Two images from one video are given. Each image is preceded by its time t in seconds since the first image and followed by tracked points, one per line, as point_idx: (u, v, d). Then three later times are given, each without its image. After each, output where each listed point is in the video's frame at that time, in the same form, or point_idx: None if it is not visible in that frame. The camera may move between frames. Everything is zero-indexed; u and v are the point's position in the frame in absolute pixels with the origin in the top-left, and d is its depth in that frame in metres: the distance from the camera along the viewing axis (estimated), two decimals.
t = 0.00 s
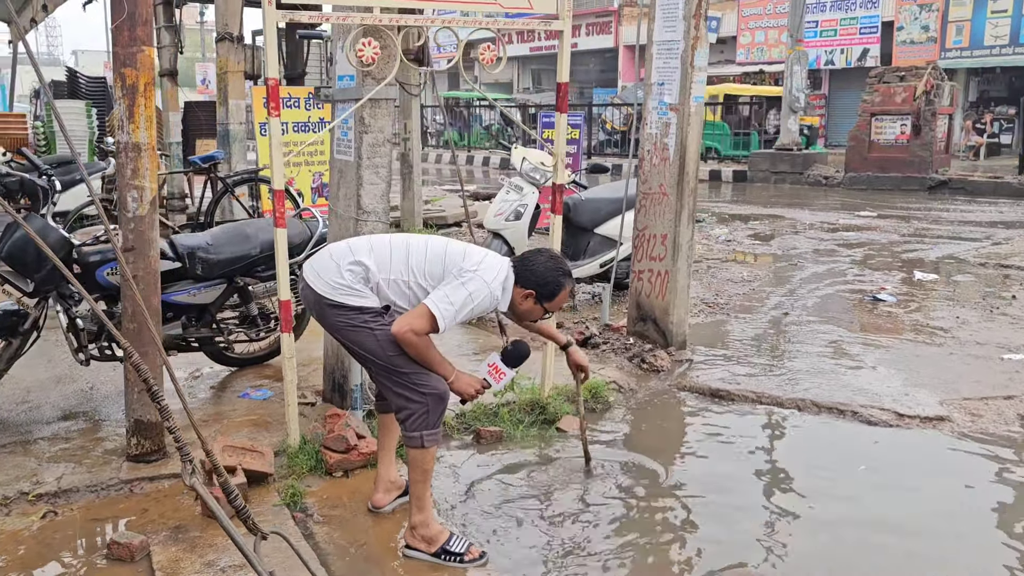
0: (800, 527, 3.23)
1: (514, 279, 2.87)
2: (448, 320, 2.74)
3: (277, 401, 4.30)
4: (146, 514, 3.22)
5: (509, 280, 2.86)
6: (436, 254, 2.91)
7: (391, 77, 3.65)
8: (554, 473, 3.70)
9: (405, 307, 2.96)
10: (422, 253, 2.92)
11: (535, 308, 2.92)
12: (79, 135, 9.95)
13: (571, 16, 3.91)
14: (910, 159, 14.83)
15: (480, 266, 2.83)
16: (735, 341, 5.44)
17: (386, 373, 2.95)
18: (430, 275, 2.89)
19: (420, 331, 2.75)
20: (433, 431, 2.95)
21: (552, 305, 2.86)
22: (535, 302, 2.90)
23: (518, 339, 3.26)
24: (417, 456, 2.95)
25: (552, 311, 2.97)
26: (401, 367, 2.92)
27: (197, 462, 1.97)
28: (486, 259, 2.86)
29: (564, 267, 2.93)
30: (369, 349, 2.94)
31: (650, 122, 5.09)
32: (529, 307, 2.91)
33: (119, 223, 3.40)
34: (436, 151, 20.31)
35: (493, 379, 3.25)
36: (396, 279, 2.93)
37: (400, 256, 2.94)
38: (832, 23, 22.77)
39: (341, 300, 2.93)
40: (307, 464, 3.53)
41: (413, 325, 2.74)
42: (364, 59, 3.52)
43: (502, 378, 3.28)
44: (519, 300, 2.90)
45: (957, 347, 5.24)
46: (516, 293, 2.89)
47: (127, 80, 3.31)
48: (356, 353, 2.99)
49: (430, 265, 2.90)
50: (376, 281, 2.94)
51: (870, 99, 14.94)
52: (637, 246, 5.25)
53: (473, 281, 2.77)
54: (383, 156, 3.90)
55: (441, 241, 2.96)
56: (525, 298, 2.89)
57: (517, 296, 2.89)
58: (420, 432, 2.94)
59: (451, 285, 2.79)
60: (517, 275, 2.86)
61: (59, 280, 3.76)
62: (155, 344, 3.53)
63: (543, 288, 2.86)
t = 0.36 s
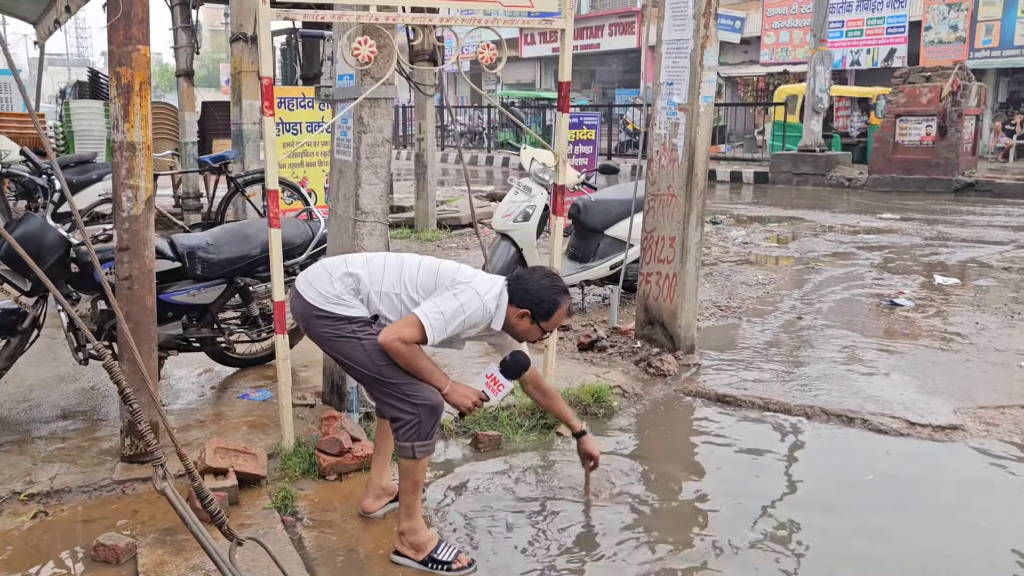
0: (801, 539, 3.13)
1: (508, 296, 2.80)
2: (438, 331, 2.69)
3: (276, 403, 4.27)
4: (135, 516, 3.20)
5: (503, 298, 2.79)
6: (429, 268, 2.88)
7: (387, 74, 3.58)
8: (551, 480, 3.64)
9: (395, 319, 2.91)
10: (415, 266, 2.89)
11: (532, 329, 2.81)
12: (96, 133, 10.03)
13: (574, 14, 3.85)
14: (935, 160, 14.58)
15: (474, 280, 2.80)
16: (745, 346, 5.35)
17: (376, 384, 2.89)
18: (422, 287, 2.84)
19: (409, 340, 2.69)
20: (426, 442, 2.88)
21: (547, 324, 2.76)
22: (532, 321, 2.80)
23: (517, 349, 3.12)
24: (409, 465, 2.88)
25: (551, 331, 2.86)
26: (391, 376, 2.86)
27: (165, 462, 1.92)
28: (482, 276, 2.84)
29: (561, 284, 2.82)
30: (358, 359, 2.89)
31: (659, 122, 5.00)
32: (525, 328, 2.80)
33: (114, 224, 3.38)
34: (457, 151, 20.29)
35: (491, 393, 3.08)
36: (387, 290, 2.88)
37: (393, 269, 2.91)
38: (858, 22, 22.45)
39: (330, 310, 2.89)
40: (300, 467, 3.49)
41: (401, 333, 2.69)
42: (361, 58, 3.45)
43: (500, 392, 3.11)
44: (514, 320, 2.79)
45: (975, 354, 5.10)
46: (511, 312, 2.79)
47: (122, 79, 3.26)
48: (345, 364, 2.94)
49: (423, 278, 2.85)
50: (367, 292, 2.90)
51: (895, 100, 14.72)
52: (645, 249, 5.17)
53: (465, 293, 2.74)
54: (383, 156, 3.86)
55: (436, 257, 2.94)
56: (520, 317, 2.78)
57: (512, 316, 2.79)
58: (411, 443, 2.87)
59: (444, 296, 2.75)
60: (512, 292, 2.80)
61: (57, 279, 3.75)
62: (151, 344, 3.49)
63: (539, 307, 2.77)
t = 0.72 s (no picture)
0: (807, 542, 3.06)
1: (512, 292, 2.71)
2: (435, 330, 2.62)
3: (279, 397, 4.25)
4: (132, 511, 3.17)
5: (506, 293, 2.70)
6: (430, 264, 2.81)
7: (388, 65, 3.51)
8: (555, 478, 3.58)
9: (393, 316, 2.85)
10: (416, 261, 2.82)
11: (537, 325, 2.74)
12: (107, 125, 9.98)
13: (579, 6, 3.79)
14: (955, 156, 14.38)
15: (474, 276, 2.72)
16: (755, 343, 5.27)
17: (373, 382, 2.85)
18: (420, 284, 2.77)
19: (405, 339, 2.64)
20: (424, 441, 2.83)
21: (552, 321, 2.68)
22: (537, 317, 2.72)
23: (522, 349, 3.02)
24: (406, 464, 2.84)
25: (558, 328, 2.79)
26: (388, 374, 2.81)
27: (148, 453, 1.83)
28: (484, 271, 2.74)
29: (568, 280, 2.73)
30: (355, 357, 2.85)
31: (668, 116, 4.93)
32: (530, 323, 2.75)
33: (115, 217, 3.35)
34: (471, 146, 20.24)
35: (494, 391, 3.04)
36: (385, 286, 2.82)
37: (392, 264, 2.85)
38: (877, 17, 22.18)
39: (327, 306, 2.85)
40: (299, 462, 3.45)
41: (397, 333, 2.64)
42: (361, 50, 3.40)
43: (502, 390, 3.08)
44: (519, 315, 2.73)
45: (991, 353, 4.99)
46: (516, 307, 2.72)
47: (121, 70, 3.24)
48: (343, 360, 2.90)
49: (422, 275, 2.78)
50: (365, 288, 2.84)
51: (913, 95, 14.55)
52: (654, 244, 5.10)
53: (464, 290, 2.65)
54: (385, 150, 3.81)
55: (438, 251, 2.86)
56: (525, 313, 2.71)
57: (517, 311, 2.72)
58: (409, 441, 2.83)
59: (443, 294, 2.67)
60: (517, 287, 2.71)
61: (58, 272, 3.73)
62: (150, 338, 3.45)
63: (544, 303, 2.68)
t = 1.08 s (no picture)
0: (817, 540, 2.96)
1: (507, 280, 2.61)
2: (429, 318, 2.53)
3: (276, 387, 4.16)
4: (122, 503, 3.10)
5: (501, 281, 2.61)
6: (423, 251, 2.72)
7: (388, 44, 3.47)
8: (556, 471, 3.49)
9: (385, 306, 2.76)
10: (408, 249, 2.74)
11: (534, 314, 2.63)
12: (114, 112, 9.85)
13: None
14: (970, 144, 14.15)
15: (468, 264, 2.64)
16: (764, 334, 5.16)
17: (367, 374, 2.76)
18: (413, 271, 2.69)
19: (398, 329, 2.55)
20: (419, 435, 2.74)
21: (549, 307, 2.58)
22: (534, 305, 2.61)
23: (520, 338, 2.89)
24: (401, 458, 2.75)
25: (556, 316, 2.68)
26: (381, 366, 2.72)
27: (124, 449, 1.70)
28: (478, 258, 2.67)
29: (564, 265, 2.63)
30: (347, 348, 2.76)
31: (676, 100, 4.81)
32: (527, 312, 2.63)
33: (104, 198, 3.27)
34: (480, 133, 20.11)
35: (491, 381, 2.97)
36: (378, 275, 2.73)
37: (385, 252, 2.76)
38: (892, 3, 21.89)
39: (318, 296, 2.77)
40: (294, 454, 3.37)
41: (390, 322, 2.55)
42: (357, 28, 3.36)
43: (500, 380, 3.00)
44: (514, 303, 2.62)
45: (1007, 345, 4.86)
46: (511, 295, 2.61)
47: (110, 50, 3.14)
48: (335, 352, 2.81)
49: (414, 261, 2.70)
50: (357, 277, 2.76)
51: (928, 82, 14.34)
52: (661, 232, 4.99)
53: (459, 278, 2.57)
54: (384, 133, 3.72)
55: (431, 240, 2.78)
56: (521, 301, 2.61)
57: (512, 299, 2.61)
58: (403, 435, 2.73)
59: (436, 280, 2.59)
60: (511, 274, 2.61)
61: (50, 257, 3.65)
62: (142, 326, 3.36)
63: (540, 288, 2.58)
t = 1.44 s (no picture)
0: (818, 532, 2.89)
1: (505, 248, 2.54)
2: (424, 302, 2.44)
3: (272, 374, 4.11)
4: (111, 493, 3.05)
5: (499, 249, 2.53)
6: (415, 229, 2.62)
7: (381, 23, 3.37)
8: (554, 461, 3.43)
9: (379, 288, 2.69)
10: (399, 227, 2.65)
11: (535, 280, 2.57)
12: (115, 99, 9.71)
13: None
14: (980, 129, 13.97)
15: (461, 237, 2.53)
16: (769, 321, 5.07)
17: (360, 362, 2.69)
18: (406, 251, 2.60)
19: (393, 317, 2.47)
20: (413, 424, 2.68)
21: (551, 274, 2.51)
22: (534, 272, 2.55)
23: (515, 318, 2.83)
24: (394, 447, 2.69)
25: (558, 281, 2.61)
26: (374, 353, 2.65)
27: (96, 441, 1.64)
28: (471, 230, 2.56)
29: (565, 229, 2.55)
30: (340, 334, 2.70)
31: (680, 82, 4.71)
32: (528, 280, 2.57)
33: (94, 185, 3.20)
34: (486, 118, 20.00)
35: (486, 366, 2.79)
36: (369, 258, 2.65)
37: (375, 232, 2.67)
38: None
39: (309, 281, 2.69)
40: (287, 443, 3.31)
41: (384, 311, 2.46)
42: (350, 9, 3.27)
43: (496, 364, 2.82)
44: (515, 271, 2.55)
45: (1017, 333, 4.77)
46: (511, 263, 2.55)
47: (97, 29, 3.06)
48: (327, 339, 2.75)
49: (406, 241, 2.61)
50: (348, 260, 2.68)
51: (938, 65, 14.16)
52: (665, 217, 4.90)
53: (451, 255, 2.46)
54: (379, 115, 3.63)
55: (422, 213, 2.68)
56: (521, 268, 2.54)
57: (512, 268, 2.55)
58: (397, 423, 2.67)
59: (428, 259, 2.48)
60: (510, 241, 2.53)
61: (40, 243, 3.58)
62: (133, 313, 3.30)
63: (539, 255, 2.51)
